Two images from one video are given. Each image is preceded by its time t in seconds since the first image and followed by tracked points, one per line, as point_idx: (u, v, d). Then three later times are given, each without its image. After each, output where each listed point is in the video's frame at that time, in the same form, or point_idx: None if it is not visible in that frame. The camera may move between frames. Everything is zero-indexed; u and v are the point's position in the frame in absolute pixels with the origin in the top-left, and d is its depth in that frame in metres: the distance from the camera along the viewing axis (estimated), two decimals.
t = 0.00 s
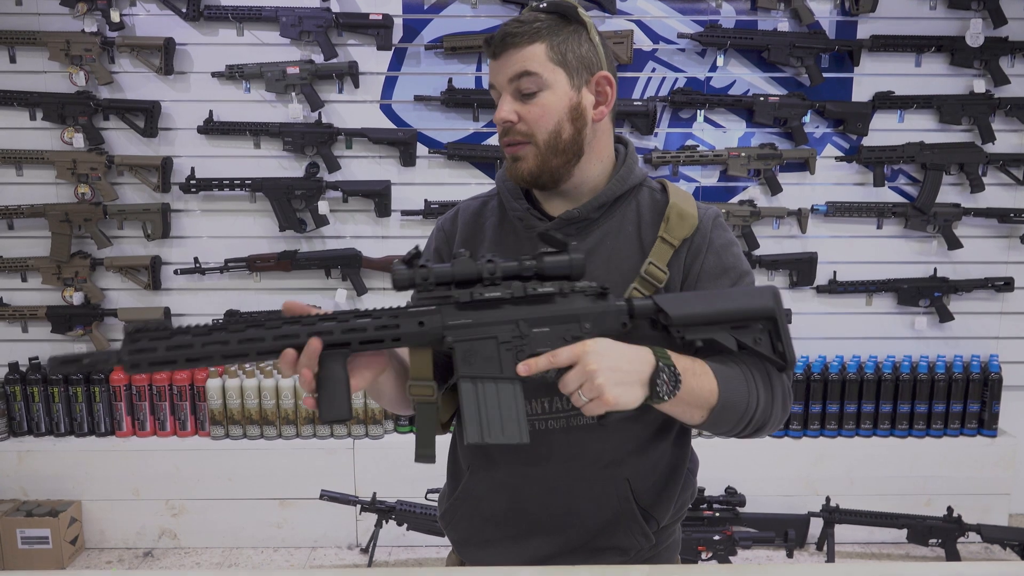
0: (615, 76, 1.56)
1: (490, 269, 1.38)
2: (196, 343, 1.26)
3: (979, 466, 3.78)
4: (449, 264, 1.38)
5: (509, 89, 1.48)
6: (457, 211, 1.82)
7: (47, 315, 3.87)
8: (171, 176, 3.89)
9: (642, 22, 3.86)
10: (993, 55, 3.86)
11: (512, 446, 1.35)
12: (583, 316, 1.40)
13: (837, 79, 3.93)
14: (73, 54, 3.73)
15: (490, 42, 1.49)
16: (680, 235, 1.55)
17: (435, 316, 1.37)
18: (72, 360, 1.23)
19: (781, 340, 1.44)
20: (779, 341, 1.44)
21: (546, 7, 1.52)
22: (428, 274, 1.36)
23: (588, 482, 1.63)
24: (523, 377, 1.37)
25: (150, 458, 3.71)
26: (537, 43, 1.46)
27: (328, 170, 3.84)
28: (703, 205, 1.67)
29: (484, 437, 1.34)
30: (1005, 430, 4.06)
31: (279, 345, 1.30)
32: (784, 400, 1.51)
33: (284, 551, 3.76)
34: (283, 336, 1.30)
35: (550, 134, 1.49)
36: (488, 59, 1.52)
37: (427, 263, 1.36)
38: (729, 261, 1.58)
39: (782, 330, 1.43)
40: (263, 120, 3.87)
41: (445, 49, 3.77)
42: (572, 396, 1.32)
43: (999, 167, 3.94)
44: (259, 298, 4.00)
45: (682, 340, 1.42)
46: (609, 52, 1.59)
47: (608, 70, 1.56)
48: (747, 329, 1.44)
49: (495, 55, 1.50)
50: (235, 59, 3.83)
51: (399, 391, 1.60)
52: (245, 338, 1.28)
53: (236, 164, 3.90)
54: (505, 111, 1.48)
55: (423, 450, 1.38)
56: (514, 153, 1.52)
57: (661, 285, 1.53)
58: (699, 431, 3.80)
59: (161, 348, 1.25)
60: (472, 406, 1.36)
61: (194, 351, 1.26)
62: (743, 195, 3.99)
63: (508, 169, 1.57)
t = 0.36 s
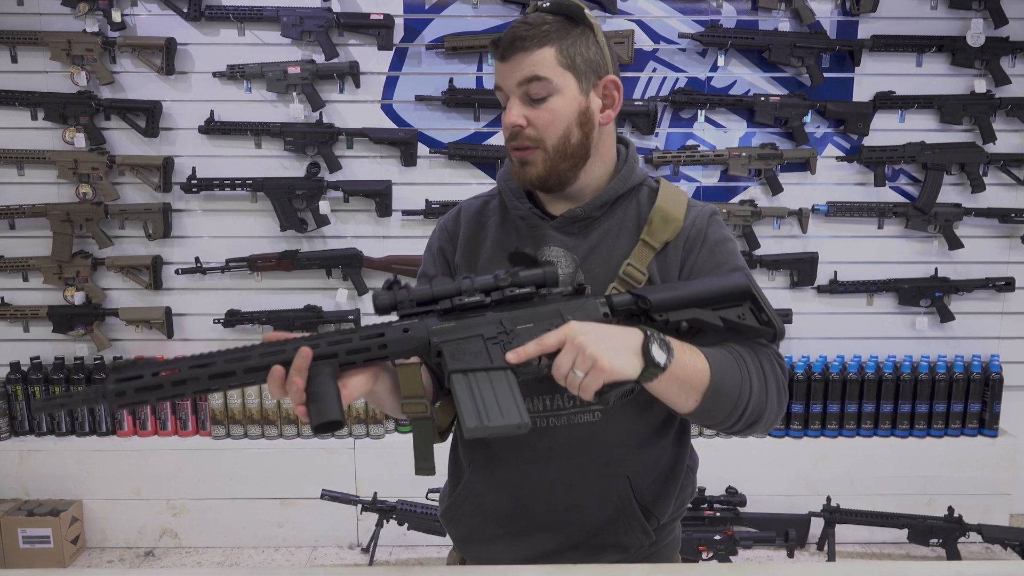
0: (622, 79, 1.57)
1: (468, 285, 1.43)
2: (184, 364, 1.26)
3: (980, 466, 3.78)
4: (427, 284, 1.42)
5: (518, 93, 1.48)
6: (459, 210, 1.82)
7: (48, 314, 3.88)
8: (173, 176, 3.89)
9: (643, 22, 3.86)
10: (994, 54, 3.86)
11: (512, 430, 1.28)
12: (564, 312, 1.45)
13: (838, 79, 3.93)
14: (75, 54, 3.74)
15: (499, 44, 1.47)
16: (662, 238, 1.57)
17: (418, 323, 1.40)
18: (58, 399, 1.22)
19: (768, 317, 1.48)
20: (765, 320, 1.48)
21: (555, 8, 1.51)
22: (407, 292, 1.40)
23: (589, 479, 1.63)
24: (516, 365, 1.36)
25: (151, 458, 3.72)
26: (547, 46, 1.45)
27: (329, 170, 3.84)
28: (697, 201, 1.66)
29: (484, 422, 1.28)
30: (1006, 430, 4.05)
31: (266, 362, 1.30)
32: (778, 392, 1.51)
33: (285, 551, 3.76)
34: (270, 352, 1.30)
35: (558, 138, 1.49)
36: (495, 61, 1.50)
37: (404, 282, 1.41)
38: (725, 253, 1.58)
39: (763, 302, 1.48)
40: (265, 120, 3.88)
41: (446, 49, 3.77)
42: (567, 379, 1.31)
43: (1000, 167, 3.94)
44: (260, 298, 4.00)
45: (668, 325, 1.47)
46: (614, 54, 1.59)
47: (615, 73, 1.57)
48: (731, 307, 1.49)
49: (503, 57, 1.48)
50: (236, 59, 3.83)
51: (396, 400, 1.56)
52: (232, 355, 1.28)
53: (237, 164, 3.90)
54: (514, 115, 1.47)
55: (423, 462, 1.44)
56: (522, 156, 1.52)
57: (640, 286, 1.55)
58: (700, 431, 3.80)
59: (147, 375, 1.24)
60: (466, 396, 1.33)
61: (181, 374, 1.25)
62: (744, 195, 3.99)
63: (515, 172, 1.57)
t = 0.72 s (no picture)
0: (626, 86, 1.58)
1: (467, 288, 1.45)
2: (188, 376, 1.26)
3: (982, 466, 3.78)
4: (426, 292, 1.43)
5: (526, 103, 1.47)
6: (458, 210, 1.82)
7: (51, 314, 3.89)
8: (176, 176, 3.90)
9: (645, 22, 3.86)
10: (997, 54, 3.86)
11: (523, 412, 1.24)
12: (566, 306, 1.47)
13: (840, 79, 3.93)
14: (78, 54, 3.74)
15: (506, 53, 1.46)
16: (657, 233, 1.57)
17: (421, 325, 1.40)
18: (61, 419, 1.20)
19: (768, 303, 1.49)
20: (766, 306, 1.49)
21: (560, 15, 1.50)
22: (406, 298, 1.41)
23: (591, 475, 1.63)
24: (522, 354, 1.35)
25: (153, 457, 3.72)
26: (555, 57, 1.44)
27: (332, 170, 3.85)
28: (694, 196, 1.66)
29: (495, 408, 1.24)
30: (1008, 430, 4.05)
31: (270, 371, 1.30)
32: (779, 378, 1.52)
33: (287, 550, 3.77)
34: (273, 360, 1.31)
35: (565, 149, 1.50)
36: (500, 68, 1.49)
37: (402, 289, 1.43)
38: (724, 243, 1.59)
39: (760, 283, 1.50)
40: (268, 120, 3.88)
41: (449, 49, 3.77)
42: (573, 364, 1.30)
43: (1003, 167, 3.94)
44: (262, 298, 4.01)
45: (668, 311, 1.49)
46: (618, 57, 1.60)
47: (619, 80, 1.57)
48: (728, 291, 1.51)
49: (511, 66, 1.47)
50: (239, 59, 3.84)
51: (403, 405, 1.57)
52: (236, 365, 1.29)
53: (240, 163, 3.91)
54: (520, 125, 1.48)
55: (430, 463, 1.44)
56: (528, 165, 1.52)
57: (636, 281, 1.55)
58: (702, 431, 3.80)
59: (152, 390, 1.24)
60: (474, 386, 1.30)
61: (186, 386, 1.25)
62: (746, 195, 3.99)
63: (520, 179, 1.57)
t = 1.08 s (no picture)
0: (628, 87, 1.58)
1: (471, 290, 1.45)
2: (195, 379, 1.26)
3: (985, 467, 3.77)
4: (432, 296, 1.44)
5: (529, 105, 1.47)
6: (461, 211, 1.82)
7: (55, 314, 3.90)
8: (179, 175, 3.90)
9: (648, 22, 3.86)
10: (1001, 54, 3.85)
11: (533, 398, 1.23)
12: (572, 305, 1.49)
13: (843, 79, 3.93)
14: (81, 54, 3.75)
15: (508, 54, 1.46)
16: (661, 233, 1.57)
17: (428, 325, 1.40)
18: (68, 424, 1.20)
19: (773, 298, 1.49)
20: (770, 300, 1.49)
21: (562, 16, 1.51)
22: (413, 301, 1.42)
23: (595, 476, 1.63)
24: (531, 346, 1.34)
25: (155, 457, 3.72)
26: (558, 57, 1.44)
27: (335, 170, 3.85)
28: (696, 196, 1.67)
29: (504, 394, 1.23)
30: (1012, 431, 4.04)
31: (279, 372, 1.31)
32: (785, 374, 1.52)
33: (290, 549, 3.77)
34: (282, 361, 1.32)
35: (569, 150, 1.50)
36: (504, 69, 1.49)
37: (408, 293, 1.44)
38: (727, 241, 1.60)
39: (764, 275, 1.51)
40: (270, 120, 3.89)
41: (452, 48, 3.77)
42: (581, 354, 1.30)
43: (1006, 168, 3.94)
44: (265, 298, 4.01)
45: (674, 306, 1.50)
46: (620, 59, 1.60)
47: (621, 81, 1.58)
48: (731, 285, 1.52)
49: (513, 67, 1.47)
50: (242, 59, 3.84)
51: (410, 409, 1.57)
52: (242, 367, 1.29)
53: (243, 163, 3.91)
54: (524, 126, 1.47)
55: (439, 467, 1.44)
56: (532, 167, 1.52)
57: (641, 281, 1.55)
58: (704, 431, 3.80)
59: (160, 393, 1.24)
60: (483, 375, 1.29)
61: (193, 390, 1.25)
62: (749, 195, 3.99)
63: (523, 180, 1.57)
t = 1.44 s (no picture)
0: (633, 88, 1.58)
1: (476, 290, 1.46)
2: (197, 376, 1.26)
3: (988, 467, 3.77)
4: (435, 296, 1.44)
5: (535, 106, 1.47)
6: (464, 211, 1.82)
7: (57, 314, 3.90)
8: (181, 176, 3.90)
9: (650, 22, 3.86)
10: (1003, 54, 3.85)
11: (536, 400, 1.24)
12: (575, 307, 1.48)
13: (845, 79, 3.92)
14: (83, 55, 3.76)
15: (514, 56, 1.46)
16: (663, 235, 1.57)
17: (431, 325, 1.40)
18: (69, 422, 1.20)
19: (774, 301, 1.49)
20: (773, 304, 1.49)
21: (568, 17, 1.51)
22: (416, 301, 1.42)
23: (597, 478, 1.63)
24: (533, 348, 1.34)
25: (158, 457, 3.72)
26: (564, 59, 1.44)
27: (337, 170, 3.85)
28: (699, 198, 1.66)
29: (507, 397, 1.23)
30: (1014, 432, 4.03)
31: (281, 371, 1.30)
32: (786, 378, 1.51)
33: (292, 550, 3.77)
34: (284, 360, 1.32)
35: (574, 152, 1.50)
36: (509, 70, 1.49)
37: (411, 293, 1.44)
38: (730, 244, 1.60)
39: (767, 279, 1.51)
40: (272, 120, 3.89)
41: (453, 49, 3.77)
42: (585, 356, 1.30)
43: (1008, 168, 3.93)
44: (267, 299, 4.01)
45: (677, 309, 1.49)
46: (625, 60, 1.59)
47: (626, 83, 1.58)
48: (733, 288, 1.52)
49: (519, 69, 1.47)
50: (244, 60, 3.84)
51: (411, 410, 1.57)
52: (245, 365, 1.29)
53: (245, 164, 3.91)
54: (529, 128, 1.47)
55: (440, 466, 1.46)
56: (536, 168, 1.52)
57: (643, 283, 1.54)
58: (707, 432, 3.80)
59: (161, 392, 1.24)
60: (486, 376, 1.30)
61: (195, 387, 1.25)
62: (751, 196, 3.98)
63: (527, 182, 1.57)
